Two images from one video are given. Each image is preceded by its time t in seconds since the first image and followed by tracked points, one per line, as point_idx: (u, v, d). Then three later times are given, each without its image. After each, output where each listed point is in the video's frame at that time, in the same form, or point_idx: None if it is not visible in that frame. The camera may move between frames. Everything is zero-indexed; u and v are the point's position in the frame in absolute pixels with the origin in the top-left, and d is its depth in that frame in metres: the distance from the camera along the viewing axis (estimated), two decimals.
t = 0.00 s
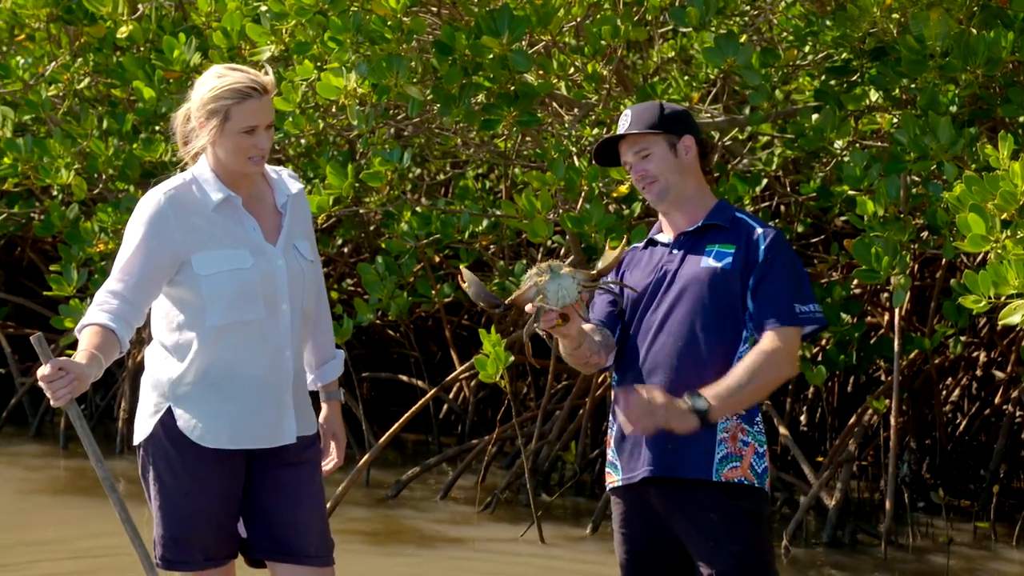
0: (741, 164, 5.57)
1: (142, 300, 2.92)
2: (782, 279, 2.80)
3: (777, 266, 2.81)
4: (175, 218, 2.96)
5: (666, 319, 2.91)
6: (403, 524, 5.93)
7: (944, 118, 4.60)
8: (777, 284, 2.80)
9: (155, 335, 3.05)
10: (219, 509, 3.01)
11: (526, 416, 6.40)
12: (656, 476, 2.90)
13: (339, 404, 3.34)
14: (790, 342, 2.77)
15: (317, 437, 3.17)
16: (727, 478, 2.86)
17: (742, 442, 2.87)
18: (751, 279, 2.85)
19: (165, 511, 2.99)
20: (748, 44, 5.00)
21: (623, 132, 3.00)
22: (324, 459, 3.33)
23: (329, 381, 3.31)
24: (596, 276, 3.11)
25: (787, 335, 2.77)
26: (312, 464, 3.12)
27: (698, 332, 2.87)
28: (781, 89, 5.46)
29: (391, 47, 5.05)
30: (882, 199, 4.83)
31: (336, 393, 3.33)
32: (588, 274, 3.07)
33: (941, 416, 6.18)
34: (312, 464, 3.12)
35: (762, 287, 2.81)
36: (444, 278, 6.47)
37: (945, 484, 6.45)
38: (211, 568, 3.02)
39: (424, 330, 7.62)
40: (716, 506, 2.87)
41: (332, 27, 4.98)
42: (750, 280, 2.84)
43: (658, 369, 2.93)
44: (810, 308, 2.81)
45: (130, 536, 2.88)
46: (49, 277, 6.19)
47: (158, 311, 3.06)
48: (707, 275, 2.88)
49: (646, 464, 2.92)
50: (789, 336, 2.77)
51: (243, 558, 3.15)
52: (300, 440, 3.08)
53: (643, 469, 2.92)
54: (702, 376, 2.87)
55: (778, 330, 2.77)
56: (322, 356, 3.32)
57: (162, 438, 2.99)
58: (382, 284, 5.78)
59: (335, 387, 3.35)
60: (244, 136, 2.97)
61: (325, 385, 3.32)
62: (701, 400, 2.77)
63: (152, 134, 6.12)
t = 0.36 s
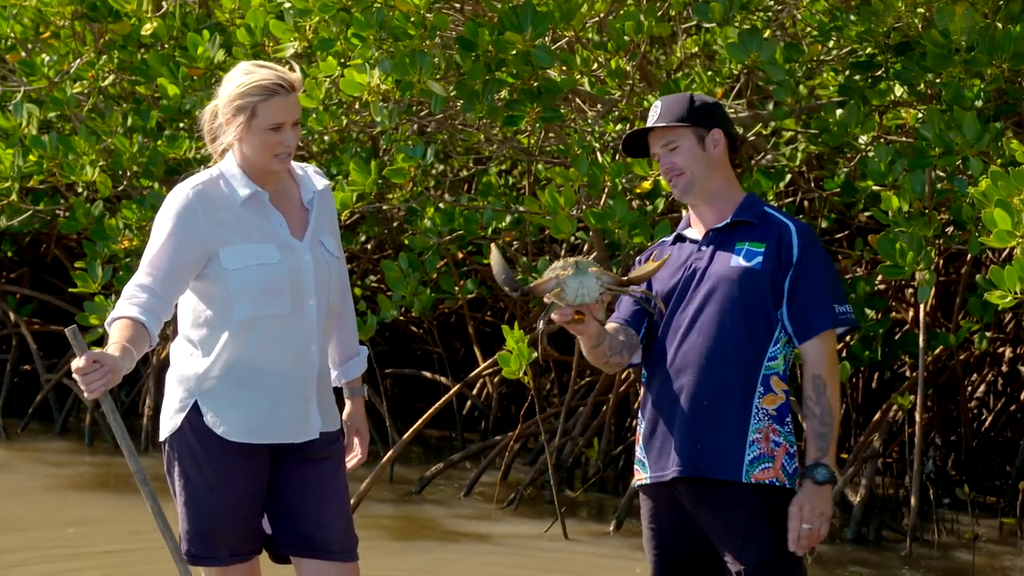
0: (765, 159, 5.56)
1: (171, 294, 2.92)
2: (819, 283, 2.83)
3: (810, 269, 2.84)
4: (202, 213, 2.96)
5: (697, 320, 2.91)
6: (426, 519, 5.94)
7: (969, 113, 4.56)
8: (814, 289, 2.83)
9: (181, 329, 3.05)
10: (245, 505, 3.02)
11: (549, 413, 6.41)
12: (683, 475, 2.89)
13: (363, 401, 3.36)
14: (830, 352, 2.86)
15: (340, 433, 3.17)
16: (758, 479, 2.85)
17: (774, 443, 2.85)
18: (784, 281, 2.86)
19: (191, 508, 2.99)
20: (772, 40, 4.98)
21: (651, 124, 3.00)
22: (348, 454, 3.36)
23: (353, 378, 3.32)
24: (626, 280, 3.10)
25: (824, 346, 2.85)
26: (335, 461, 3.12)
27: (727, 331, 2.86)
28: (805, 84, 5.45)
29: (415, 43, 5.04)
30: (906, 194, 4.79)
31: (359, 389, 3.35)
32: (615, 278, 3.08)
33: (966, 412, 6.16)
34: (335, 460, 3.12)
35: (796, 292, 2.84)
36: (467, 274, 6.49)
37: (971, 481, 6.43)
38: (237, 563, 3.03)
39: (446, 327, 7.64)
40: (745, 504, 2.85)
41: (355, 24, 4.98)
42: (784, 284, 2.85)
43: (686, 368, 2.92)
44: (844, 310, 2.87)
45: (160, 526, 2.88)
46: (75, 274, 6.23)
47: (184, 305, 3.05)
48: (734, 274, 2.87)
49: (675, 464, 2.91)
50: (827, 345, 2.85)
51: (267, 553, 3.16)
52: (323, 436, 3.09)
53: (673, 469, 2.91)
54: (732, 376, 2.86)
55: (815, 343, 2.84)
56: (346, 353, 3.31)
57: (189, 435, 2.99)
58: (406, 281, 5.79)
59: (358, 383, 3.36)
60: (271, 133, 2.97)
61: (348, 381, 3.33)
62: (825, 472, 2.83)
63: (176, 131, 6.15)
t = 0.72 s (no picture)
0: (768, 159, 5.56)
1: (182, 290, 2.90)
2: (832, 288, 2.83)
3: (826, 273, 2.84)
4: (212, 211, 2.96)
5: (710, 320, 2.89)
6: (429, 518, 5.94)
7: (973, 112, 4.55)
8: (825, 294, 2.83)
9: (182, 328, 3.03)
10: (249, 505, 3.02)
11: (552, 411, 6.41)
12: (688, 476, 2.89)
13: (367, 402, 3.32)
14: (854, 354, 2.86)
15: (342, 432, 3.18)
16: (765, 481, 2.85)
17: (781, 446, 2.86)
18: (796, 284, 2.86)
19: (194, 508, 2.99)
20: (775, 39, 4.98)
21: (667, 118, 2.99)
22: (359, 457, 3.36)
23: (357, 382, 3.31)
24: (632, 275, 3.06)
25: (847, 348, 2.84)
26: (338, 459, 3.13)
27: (736, 332, 2.86)
28: (808, 84, 5.45)
29: (417, 43, 5.03)
30: (909, 193, 4.79)
31: (364, 391, 3.32)
32: (622, 272, 3.04)
33: (969, 411, 6.16)
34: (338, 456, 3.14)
35: (813, 297, 2.84)
36: (469, 272, 6.49)
37: (973, 480, 6.42)
38: (241, 562, 3.03)
39: (448, 325, 7.65)
40: (750, 504, 2.86)
41: (357, 23, 4.97)
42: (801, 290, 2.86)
43: (695, 369, 2.92)
44: (860, 313, 2.88)
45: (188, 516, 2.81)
46: (77, 273, 6.24)
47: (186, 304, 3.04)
48: (745, 275, 2.87)
49: (681, 464, 2.91)
50: (849, 346, 2.84)
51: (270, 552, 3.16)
52: (325, 434, 3.10)
53: (677, 469, 2.92)
54: (741, 377, 2.86)
55: (836, 346, 2.84)
56: (347, 358, 3.31)
57: (193, 435, 2.98)
58: (408, 279, 5.79)
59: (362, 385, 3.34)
60: (302, 147, 2.98)
61: (352, 386, 3.31)
62: (819, 461, 2.80)
63: (178, 130, 6.15)
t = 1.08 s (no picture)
0: (766, 161, 5.56)
1: (199, 285, 2.87)
2: (831, 293, 2.82)
3: (825, 278, 2.83)
4: (231, 210, 2.95)
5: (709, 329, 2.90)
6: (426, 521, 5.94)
7: (969, 115, 4.56)
8: (827, 299, 2.82)
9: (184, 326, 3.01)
10: (248, 507, 3.02)
11: (549, 414, 6.42)
12: (688, 478, 2.90)
13: (350, 423, 3.32)
14: (846, 356, 2.86)
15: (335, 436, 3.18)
16: (765, 485, 2.85)
17: (781, 449, 2.86)
18: (796, 284, 2.85)
19: (193, 511, 2.99)
20: (773, 42, 4.98)
21: (673, 121, 3.00)
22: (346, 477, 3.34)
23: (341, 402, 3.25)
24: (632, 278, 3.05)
25: (839, 352, 2.84)
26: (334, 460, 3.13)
27: (741, 336, 2.86)
28: (805, 86, 5.46)
29: (415, 45, 5.03)
30: (906, 196, 4.78)
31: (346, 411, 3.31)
32: (621, 275, 3.02)
33: (966, 414, 6.16)
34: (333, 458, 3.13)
35: (810, 302, 2.83)
36: (466, 275, 6.50)
37: (969, 483, 6.41)
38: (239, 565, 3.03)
39: (446, 327, 7.65)
40: (749, 506, 2.87)
41: (355, 25, 4.98)
42: (801, 292, 2.84)
43: (694, 373, 2.92)
44: (859, 319, 2.86)
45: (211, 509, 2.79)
46: (74, 275, 6.24)
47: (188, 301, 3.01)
48: (746, 279, 2.87)
49: (681, 467, 2.91)
50: (842, 350, 2.84)
51: (267, 556, 3.16)
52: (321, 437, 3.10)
53: (676, 472, 2.93)
54: (743, 382, 2.86)
55: (830, 349, 2.84)
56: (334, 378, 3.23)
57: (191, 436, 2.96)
58: (405, 282, 5.80)
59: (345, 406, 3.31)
60: (333, 166, 2.99)
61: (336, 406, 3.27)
62: (817, 468, 2.81)
63: (176, 131, 6.15)
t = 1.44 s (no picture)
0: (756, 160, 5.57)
1: (198, 285, 2.87)
2: (824, 293, 2.82)
3: (816, 276, 2.83)
4: (229, 207, 2.94)
5: (703, 327, 2.90)
6: (416, 518, 5.94)
7: (959, 114, 4.56)
8: (819, 299, 2.82)
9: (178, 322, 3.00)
10: (240, 504, 3.01)
11: (540, 412, 6.42)
12: (680, 476, 2.90)
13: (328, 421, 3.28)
14: (835, 355, 2.86)
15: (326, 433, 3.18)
16: (757, 484, 2.85)
17: (772, 448, 2.86)
18: (788, 282, 2.85)
19: (186, 508, 2.98)
20: (763, 40, 4.98)
21: (668, 120, 2.99)
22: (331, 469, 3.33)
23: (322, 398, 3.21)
24: (620, 277, 3.05)
25: (831, 350, 2.85)
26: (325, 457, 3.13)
27: (737, 335, 2.86)
28: (796, 85, 5.46)
29: (406, 42, 5.03)
30: (896, 194, 4.78)
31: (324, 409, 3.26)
32: (608, 274, 3.02)
33: (955, 412, 6.18)
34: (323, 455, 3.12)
35: (803, 300, 2.83)
36: (457, 272, 6.51)
37: (959, 482, 6.43)
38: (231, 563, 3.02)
39: (437, 325, 7.65)
40: (740, 504, 2.86)
41: (346, 22, 4.97)
42: (794, 292, 2.85)
43: (685, 371, 2.93)
44: (852, 317, 2.87)
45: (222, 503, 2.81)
46: (64, 273, 6.25)
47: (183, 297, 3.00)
48: (737, 278, 2.87)
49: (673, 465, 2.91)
50: (833, 349, 2.85)
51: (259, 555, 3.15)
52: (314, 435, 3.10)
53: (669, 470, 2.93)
54: (736, 381, 2.86)
55: (821, 350, 2.84)
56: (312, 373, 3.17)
57: (185, 433, 2.96)
58: (395, 279, 5.80)
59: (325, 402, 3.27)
60: (326, 163, 2.98)
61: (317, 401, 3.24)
62: (808, 471, 2.82)
63: (166, 128, 6.15)
